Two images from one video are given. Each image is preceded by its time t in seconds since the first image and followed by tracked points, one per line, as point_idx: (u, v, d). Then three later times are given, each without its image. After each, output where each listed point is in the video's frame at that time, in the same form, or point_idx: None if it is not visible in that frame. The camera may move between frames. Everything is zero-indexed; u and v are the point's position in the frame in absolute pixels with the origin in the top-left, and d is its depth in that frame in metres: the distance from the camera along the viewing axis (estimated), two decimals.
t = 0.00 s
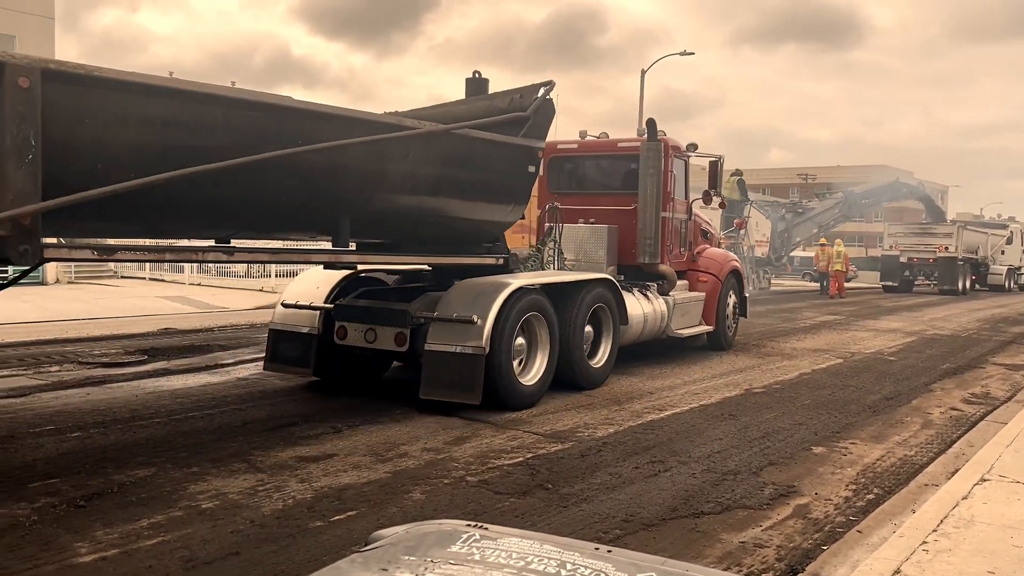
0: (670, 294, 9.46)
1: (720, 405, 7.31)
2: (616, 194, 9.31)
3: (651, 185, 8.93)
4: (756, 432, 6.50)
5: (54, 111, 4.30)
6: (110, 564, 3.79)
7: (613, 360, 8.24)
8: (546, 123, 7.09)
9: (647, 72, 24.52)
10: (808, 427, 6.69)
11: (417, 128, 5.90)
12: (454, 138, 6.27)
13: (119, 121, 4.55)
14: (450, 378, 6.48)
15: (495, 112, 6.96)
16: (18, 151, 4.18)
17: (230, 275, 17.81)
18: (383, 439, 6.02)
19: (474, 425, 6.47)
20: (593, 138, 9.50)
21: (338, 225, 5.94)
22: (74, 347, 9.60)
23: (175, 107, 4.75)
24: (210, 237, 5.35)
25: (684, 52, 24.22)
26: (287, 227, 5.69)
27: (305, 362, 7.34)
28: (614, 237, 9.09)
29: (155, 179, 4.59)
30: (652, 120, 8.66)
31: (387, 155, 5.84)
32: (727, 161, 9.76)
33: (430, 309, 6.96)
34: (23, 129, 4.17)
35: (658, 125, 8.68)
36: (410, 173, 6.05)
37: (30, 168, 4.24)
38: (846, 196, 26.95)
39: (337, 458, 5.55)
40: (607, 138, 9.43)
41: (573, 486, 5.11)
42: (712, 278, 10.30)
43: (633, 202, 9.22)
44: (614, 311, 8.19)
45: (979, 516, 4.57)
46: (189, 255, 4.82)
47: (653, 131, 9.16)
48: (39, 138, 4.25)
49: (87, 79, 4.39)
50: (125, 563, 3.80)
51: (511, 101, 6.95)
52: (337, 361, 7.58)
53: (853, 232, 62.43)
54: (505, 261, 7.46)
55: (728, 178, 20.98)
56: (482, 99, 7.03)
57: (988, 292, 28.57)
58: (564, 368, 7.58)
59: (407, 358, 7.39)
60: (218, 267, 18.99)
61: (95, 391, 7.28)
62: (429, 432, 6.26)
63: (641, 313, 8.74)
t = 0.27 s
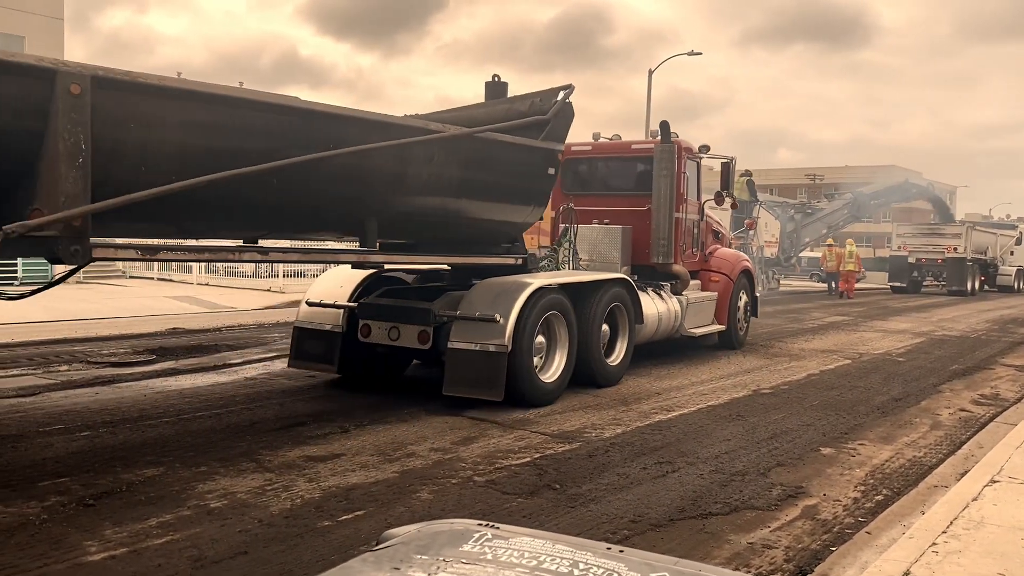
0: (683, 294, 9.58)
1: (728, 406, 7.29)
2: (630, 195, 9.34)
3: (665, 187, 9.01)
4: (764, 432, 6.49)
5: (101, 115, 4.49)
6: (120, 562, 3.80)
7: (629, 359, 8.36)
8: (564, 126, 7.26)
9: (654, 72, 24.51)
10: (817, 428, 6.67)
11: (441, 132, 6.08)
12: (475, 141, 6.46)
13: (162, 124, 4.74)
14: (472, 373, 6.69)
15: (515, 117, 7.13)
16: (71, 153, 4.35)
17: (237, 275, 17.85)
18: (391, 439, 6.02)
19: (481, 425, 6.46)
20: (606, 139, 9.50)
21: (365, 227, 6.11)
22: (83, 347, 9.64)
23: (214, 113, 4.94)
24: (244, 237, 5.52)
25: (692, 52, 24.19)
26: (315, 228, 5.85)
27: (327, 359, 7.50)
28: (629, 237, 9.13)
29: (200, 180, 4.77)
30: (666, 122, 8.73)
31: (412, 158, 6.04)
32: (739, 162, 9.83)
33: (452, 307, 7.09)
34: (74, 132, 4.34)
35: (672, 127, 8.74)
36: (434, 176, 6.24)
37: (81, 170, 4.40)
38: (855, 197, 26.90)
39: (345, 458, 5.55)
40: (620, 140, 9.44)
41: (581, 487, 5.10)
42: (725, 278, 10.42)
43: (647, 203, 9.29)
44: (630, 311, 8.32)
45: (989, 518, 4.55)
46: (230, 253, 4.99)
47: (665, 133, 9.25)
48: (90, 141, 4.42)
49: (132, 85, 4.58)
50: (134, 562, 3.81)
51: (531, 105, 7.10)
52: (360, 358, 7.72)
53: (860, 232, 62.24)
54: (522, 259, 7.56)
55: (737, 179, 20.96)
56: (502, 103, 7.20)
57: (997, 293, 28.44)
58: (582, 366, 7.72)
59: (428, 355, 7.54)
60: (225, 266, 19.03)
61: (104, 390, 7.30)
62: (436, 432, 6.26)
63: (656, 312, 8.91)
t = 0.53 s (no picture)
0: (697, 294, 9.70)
1: (736, 407, 7.27)
2: (644, 197, 9.51)
3: (679, 187, 9.20)
4: (772, 433, 6.47)
5: (145, 120, 4.69)
6: (129, 561, 3.81)
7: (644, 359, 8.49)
8: (583, 129, 7.38)
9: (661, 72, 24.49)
10: (825, 429, 6.65)
11: (465, 134, 6.26)
12: (497, 144, 6.62)
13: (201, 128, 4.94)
14: (495, 372, 6.81)
15: (534, 120, 7.22)
16: (117, 157, 4.54)
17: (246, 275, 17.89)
18: (399, 439, 6.02)
19: (489, 426, 6.46)
20: (619, 141, 9.69)
21: (389, 227, 6.32)
22: (92, 347, 9.67)
23: (248, 117, 5.14)
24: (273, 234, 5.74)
25: (700, 52, 24.14)
26: (341, 226, 6.06)
27: (351, 357, 7.74)
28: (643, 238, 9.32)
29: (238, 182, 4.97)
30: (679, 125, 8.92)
31: (437, 160, 6.22)
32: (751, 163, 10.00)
33: (474, 306, 7.17)
34: (120, 137, 4.53)
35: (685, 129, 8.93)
36: (457, 177, 6.42)
37: (126, 173, 4.59)
38: (864, 197, 26.84)
39: (353, 458, 5.56)
40: (633, 142, 9.62)
41: (588, 487, 5.10)
42: (736, 278, 10.57)
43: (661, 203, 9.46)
44: (647, 311, 8.45)
45: (1000, 520, 4.52)
46: (262, 253, 5.18)
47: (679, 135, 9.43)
48: (134, 145, 4.61)
49: (175, 90, 4.77)
50: (142, 562, 3.81)
51: (550, 108, 7.23)
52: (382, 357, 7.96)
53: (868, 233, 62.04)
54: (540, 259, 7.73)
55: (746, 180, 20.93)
56: (521, 106, 7.31)
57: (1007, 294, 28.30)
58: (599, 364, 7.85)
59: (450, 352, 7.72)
60: (234, 266, 19.08)
61: (112, 390, 7.32)
62: (443, 432, 6.26)
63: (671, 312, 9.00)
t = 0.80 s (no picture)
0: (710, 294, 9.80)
1: (744, 408, 7.26)
2: (657, 199, 9.57)
3: (693, 189, 9.22)
4: (781, 435, 6.46)
5: (188, 125, 4.84)
6: (138, 561, 3.83)
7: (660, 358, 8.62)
8: (601, 133, 7.51)
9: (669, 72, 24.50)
10: (834, 431, 6.63)
11: (488, 139, 6.37)
12: (518, 147, 6.73)
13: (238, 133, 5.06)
14: (516, 370, 6.97)
15: (553, 122, 7.43)
16: (160, 161, 4.71)
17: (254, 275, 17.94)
18: (407, 440, 6.03)
19: (497, 427, 6.46)
20: (633, 144, 9.75)
21: (415, 230, 6.43)
22: (101, 347, 9.71)
23: (284, 123, 5.26)
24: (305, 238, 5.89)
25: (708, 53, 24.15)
26: (369, 229, 6.19)
27: (373, 355, 7.91)
28: (656, 239, 9.37)
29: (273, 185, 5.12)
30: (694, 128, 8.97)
31: (462, 163, 6.36)
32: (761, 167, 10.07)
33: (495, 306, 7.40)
34: (164, 142, 4.70)
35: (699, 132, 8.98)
36: (481, 180, 6.54)
37: (169, 177, 4.76)
38: (873, 198, 26.77)
39: (362, 458, 5.57)
40: (647, 144, 9.68)
41: (596, 488, 5.09)
42: (748, 279, 10.66)
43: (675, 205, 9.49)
44: (662, 311, 8.58)
45: (1010, 522, 4.50)
46: (296, 254, 5.33)
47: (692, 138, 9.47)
48: (177, 150, 4.78)
49: (215, 96, 4.91)
50: (152, 561, 3.82)
51: (569, 111, 7.40)
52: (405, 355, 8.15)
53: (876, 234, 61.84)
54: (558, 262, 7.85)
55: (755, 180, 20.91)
56: (540, 110, 7.54)
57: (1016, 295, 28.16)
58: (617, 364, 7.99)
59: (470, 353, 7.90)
60: (242, 267, 19.15)
61: (121, 389, 7.36)
62: (451, 433, 6.27)
63: (685, 312, 9.11)
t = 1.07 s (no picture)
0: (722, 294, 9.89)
1: (752, 410, 7.25)
2: (670, 200, 9.66)
3: (706, 191, 9.34)
4: (789, 436, 6.45)
5: (226, 129, 4.99)
6: (147, 561, 3.84)
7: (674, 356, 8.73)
8: (618, 135, 7.62)
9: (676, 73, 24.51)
10: (842, 432, 6.62)
11: (510, 143, 6.57)
12: (537, 150, 6.94)
13: (273, 137, 5.21)
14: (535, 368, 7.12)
15: (572, 127, 7.42)
16: (201, 165, 4.86)
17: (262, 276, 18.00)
18: (415, 440, 6.05)
19: (504, 428, 6.46)
20: (646, 145, 9.83)
21: (438, 231, 6.64)
22: (110, 347, 9.76)
23: (317, 127, 5.41)
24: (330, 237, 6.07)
25: (715, 54, 24.15)
26: (393, 229, 6.37)
27: (393, 354, 8.07)
28: (669, 240, 9.44)
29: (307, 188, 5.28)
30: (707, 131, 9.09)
31: (485, 166, 6.55)
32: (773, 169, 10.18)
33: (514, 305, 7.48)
34: (204, 147, 4.85)
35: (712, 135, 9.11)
36: (502, 183, 6.74)
37: (208, 180, 4.92)
38: (882, 200, 26.71)
39: (369, 459, 5.58)
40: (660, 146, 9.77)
41: (604, 489, 5.09)
42: (760, 280, 10.75)
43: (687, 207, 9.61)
44: (676, 311, 8.68)
45: (1019, 524, 4.48)
46: (326, 255, 5.52)
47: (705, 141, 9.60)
48: (216, 154, 4.94)
49: (254, 101, 5.06)
50: (161, 561, 3.84)
51: (586, 114, 7.46)
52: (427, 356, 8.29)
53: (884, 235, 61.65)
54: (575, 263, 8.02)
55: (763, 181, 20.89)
56: (557, 114, 7.54)
57: None
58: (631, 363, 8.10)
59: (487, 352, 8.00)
60: (250, 267, 19.21)
61: (130, 390, 7.39)
62: (458, 433, 6.28)
63: (698, 312, 9.22)
